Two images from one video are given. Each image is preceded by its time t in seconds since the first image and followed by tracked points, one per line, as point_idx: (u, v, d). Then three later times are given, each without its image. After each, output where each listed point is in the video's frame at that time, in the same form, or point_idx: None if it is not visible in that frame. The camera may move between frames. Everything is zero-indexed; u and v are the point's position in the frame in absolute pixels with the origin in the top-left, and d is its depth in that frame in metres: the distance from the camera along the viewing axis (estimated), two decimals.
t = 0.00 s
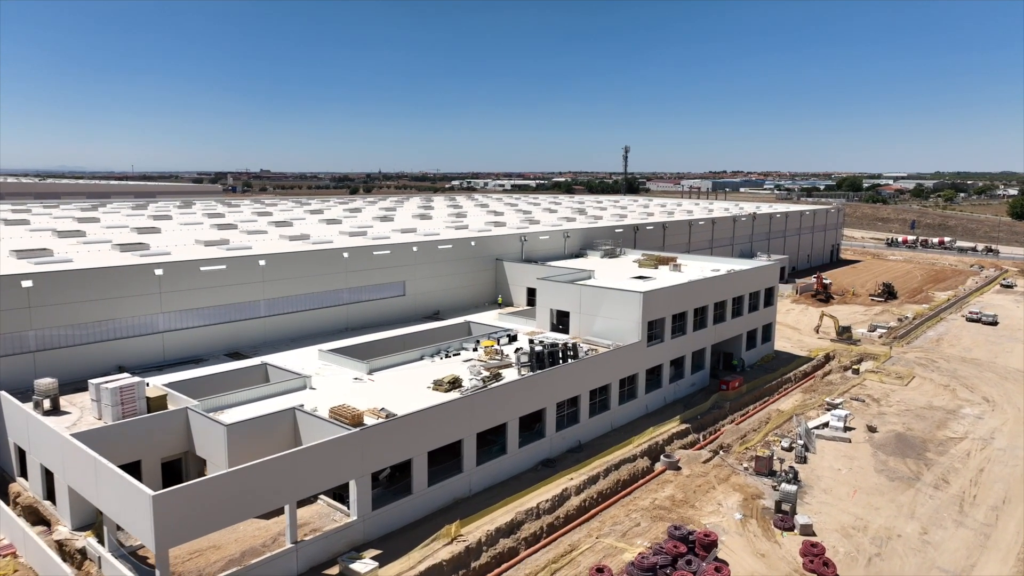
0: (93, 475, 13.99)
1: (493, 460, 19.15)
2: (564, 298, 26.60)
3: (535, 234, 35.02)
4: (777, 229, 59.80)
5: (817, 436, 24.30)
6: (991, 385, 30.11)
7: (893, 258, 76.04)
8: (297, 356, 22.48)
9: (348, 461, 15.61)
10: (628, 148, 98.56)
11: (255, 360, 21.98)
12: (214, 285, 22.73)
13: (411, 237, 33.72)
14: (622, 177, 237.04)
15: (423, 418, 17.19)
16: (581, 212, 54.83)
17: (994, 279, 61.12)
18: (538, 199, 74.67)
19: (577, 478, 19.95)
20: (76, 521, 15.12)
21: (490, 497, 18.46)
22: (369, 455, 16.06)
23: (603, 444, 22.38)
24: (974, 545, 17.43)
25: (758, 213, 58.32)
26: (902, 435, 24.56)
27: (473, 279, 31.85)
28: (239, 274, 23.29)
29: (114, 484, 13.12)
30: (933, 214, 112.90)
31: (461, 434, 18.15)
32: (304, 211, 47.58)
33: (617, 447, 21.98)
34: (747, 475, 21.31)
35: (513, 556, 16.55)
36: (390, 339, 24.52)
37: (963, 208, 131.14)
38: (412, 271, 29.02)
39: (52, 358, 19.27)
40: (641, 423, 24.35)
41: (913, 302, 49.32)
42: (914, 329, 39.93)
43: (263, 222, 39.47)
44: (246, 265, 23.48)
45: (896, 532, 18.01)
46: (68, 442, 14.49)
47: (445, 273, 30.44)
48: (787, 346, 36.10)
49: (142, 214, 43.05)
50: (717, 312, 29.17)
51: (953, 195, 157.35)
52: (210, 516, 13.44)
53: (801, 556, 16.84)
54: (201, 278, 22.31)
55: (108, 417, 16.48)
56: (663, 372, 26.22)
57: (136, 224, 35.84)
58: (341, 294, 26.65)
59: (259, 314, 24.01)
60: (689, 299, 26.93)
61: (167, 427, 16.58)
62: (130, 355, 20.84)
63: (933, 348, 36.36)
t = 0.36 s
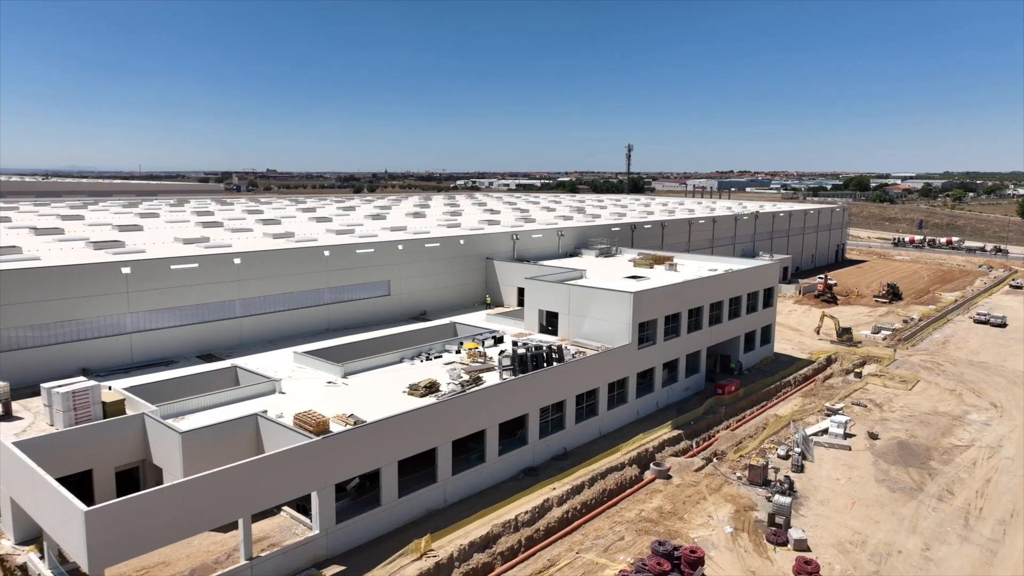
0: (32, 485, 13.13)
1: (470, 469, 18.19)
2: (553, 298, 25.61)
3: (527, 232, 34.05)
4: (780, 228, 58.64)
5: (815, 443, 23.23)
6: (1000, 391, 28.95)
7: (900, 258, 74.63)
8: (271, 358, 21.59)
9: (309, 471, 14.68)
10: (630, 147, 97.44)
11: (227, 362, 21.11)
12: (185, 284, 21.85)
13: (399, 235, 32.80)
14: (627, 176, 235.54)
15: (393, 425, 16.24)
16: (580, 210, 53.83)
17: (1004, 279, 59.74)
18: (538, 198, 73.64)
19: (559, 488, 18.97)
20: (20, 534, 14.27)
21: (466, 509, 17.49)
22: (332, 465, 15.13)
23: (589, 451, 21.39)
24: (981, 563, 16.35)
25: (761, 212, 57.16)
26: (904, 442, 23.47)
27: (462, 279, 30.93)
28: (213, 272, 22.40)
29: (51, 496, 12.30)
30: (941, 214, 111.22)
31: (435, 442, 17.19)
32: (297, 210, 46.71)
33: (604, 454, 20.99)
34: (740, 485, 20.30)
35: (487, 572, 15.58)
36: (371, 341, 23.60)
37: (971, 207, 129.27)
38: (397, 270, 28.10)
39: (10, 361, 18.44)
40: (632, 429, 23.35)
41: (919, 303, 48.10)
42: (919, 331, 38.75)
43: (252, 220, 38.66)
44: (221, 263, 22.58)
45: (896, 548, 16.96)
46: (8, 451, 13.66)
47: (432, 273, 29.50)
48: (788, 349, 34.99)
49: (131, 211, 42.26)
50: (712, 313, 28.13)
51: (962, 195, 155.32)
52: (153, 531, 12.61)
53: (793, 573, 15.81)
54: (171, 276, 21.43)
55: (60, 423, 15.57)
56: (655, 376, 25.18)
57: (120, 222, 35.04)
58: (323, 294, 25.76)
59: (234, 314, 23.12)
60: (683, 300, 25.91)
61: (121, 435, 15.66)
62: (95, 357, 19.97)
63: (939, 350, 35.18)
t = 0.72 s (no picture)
0: None
1: (444, 479, 17.23)
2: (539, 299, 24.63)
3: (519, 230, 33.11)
4: (783, 227, 57.48)
5: (812, 451, 22.19)
6: (1008, 396, 27.79)
7: (906, 258, 73.29)
8: (243, 360, 20.70)
9: (264, 483, 13.76)
10: (632, 145, 96.18)
11: (195, 365, 20.23)
12: (154, 284, 20.99)
13: (386, 233, 31.89)
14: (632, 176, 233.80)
15: (358, 434, 15.30)
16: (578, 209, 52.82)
17: (1013, 280, 58.38)
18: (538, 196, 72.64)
19: (539, 499, 17.98)
20: None
21: (438, 521, 16.54)
22: (290, 476, 14.19)
23: (574, 459, 20.41)
24: None
25: (763, 211, 56.02)
26: (907, 450, 22.39)
27: (450, 278, 30.01)
28: (183, 272, 21.53)
29: None
30: (949, 214, 109.54)
31: (404, 451, 16.22)
32: (288, 208, 45.86)
33: (588, 463, 20.00)
34: (731, 496, 19.28)
35: None
36: (349, 342, 22.69)
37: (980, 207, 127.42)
38: (381, 270, 27.20)
39: None
40: (620, 436, 22.35)
41: (925, 304, 46.86)
42: (924, 333, 37.58)
43: (239, 218, 37.83)
44: (192, 261, 21.70)
45: (895, 565, 15.91)
46: None
47: (418, 272, 28.58)
48: (788, 351, 33.92)
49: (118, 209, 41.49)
50: (707, 314, 27.09)
51: (971, 194, 153.29)
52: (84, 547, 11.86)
53: None
54: (139, 275, 20.58)
55: (5, 429, 14.70)
56: (646, 380, 24.17)
57: (103, 219, 34.26)
58: (302, 294, 24.86)
59: (207, 314, 22.24)
60: (676, 300, 24.89)
61: (71, 443, 14.78)
62: (56, 359, 19.13)
63: (945, 353, 34.02)
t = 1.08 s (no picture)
0: None
1: (415, 491, 16.30)
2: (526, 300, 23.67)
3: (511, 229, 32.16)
4: (788, 226, 56.24)
5: (811, 461, 21.13)
6: (1018, 403, 26.58)
7: (916, 258, 71.82)
8: (214, 364, 19.85)
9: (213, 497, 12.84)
10: (638, 144, 94.70)
11: (163, 368, 19.40)
12: (122, 283, 20.17)
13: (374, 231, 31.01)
14: (639, 176, 232.28)
15: (319, 443, 14.39)
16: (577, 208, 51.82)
17: None
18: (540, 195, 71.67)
19: (517, 512, 17.01)
20: None
21: (408, 536, 15.60)
22: (242, 489, 13.27)
23: (557, 469, 19.43)
24: None
25: (767, 210, 54.83)
26: (911, 460, 21.27)
27: (438, 278, 29.10)
28: (153, 271, 20.71)
29: None
30: (960, 214, 107.67)
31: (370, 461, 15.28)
32: (282, 206, 45.11)
33: (573, 472, 19.00)
34: (722, 509, 18.26)
35: None
36: (327, 344, 21.80)
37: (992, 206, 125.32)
38: (365, 269, 26.32)
39: None
40: (608, 444, 21.35)
41: (934, 306, 45.54)
42: (932, 336, 36.34)
43: (228, 216, 37.05)
44: (162, 260, 20.86)
45: None
46: None
47: (404, 272, 27.68)
48: (789, 354, 32.80)
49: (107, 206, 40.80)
50: (703, 316, 26.04)
51: (983, 194, 150.94)
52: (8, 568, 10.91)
53: None
54: (105, 274, 19.77)
55: None
56: (637, 385, 23.16)
57: (87, 216, 33.52)
58: (281, 294, 24.01)
59: (179, 315, 21.41)
60: (669, 302, 23.87)
61: (16, 452, 13.94)
62: (16, 362, 18.33)
63: (954, 357, 32.78)
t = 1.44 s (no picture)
0: None
1: (383, 505, 15.38)
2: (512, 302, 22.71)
3: (503, 229, 31.23)
4: (794, 226, 54.96)
5: (808, 472, 20.06)
6: None
7: (926, 259, 70.32)
8: (182, 368, 19.02)
9: (158, 513, 11.94)
10: (643, 143, 93.48)
11: (128, 372, 18.59)
12: (87, 284, 19.38)
13: (362, 230, 30.15)
14: (646, 176, 230.54)
15: (277, 454, 13.51)
16: (577, 207, 50.81)
17: None
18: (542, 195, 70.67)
19: (493, 526, 16.05)
20: None
21: (373, 553, 14.67)
22: (189, 504, 12.38)
23: (539, 480, 18.47)
24: None
25: (772, 209, 53.59)
26: (915, 472, 20.15)
27: (426, 279, 28.21)
28: (121, 271, 19.90)
29: None
30: (972, 214, 105.74)
31: (332, 473, 14.36)
32: (276, 205, 44.39)
33: (555, 484, 18.02)
34: (712, 524, 17.23)
35: None
36: (303, 348, 20.95)
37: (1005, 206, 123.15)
38: (348, 270, 25.47)
39: None
40: (594, 453, 20.36)
41: (943, 308, 44.22)
42: (941, 340, 35.08)
43: (217, 214, 36.29)
44: (131, 259, 20.05)
45: None
46: None
47: (389, 273, 26.80)
48: (791, 358, 31.67)
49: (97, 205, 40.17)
50: (699, 319, 25.01)
51: (996, 194, 148.50)
52: None
53: None
54: (69, 274, 18.98)
55: None
56: (627, 391, 22.16)
57: (72, 215, 32.83)
58: (259, 295, 23.18)
59: (149, 316, 20.61)
60: (661, 304, 22.86)
61: None
62: None
63: (963, 362, 31.55)
